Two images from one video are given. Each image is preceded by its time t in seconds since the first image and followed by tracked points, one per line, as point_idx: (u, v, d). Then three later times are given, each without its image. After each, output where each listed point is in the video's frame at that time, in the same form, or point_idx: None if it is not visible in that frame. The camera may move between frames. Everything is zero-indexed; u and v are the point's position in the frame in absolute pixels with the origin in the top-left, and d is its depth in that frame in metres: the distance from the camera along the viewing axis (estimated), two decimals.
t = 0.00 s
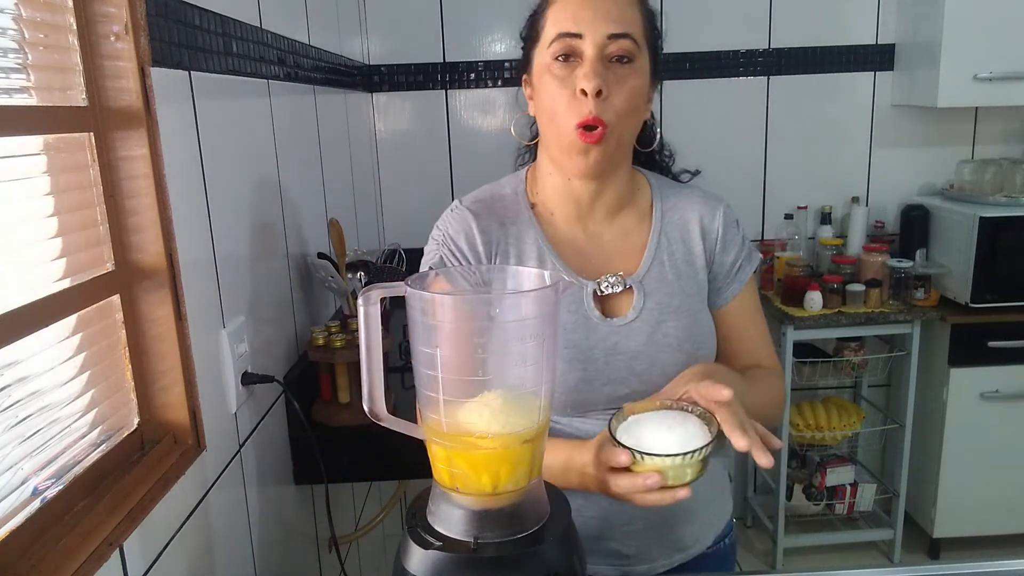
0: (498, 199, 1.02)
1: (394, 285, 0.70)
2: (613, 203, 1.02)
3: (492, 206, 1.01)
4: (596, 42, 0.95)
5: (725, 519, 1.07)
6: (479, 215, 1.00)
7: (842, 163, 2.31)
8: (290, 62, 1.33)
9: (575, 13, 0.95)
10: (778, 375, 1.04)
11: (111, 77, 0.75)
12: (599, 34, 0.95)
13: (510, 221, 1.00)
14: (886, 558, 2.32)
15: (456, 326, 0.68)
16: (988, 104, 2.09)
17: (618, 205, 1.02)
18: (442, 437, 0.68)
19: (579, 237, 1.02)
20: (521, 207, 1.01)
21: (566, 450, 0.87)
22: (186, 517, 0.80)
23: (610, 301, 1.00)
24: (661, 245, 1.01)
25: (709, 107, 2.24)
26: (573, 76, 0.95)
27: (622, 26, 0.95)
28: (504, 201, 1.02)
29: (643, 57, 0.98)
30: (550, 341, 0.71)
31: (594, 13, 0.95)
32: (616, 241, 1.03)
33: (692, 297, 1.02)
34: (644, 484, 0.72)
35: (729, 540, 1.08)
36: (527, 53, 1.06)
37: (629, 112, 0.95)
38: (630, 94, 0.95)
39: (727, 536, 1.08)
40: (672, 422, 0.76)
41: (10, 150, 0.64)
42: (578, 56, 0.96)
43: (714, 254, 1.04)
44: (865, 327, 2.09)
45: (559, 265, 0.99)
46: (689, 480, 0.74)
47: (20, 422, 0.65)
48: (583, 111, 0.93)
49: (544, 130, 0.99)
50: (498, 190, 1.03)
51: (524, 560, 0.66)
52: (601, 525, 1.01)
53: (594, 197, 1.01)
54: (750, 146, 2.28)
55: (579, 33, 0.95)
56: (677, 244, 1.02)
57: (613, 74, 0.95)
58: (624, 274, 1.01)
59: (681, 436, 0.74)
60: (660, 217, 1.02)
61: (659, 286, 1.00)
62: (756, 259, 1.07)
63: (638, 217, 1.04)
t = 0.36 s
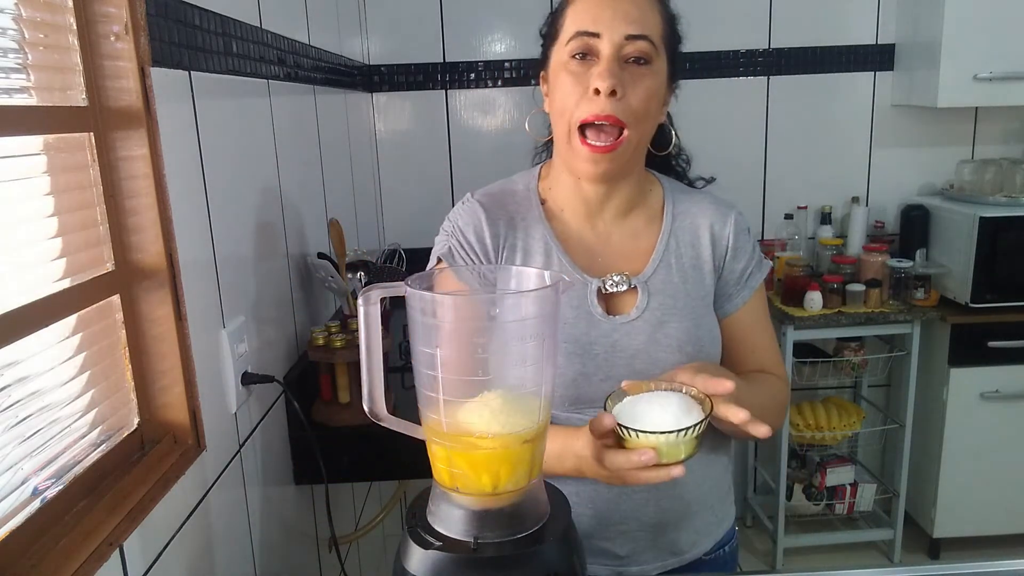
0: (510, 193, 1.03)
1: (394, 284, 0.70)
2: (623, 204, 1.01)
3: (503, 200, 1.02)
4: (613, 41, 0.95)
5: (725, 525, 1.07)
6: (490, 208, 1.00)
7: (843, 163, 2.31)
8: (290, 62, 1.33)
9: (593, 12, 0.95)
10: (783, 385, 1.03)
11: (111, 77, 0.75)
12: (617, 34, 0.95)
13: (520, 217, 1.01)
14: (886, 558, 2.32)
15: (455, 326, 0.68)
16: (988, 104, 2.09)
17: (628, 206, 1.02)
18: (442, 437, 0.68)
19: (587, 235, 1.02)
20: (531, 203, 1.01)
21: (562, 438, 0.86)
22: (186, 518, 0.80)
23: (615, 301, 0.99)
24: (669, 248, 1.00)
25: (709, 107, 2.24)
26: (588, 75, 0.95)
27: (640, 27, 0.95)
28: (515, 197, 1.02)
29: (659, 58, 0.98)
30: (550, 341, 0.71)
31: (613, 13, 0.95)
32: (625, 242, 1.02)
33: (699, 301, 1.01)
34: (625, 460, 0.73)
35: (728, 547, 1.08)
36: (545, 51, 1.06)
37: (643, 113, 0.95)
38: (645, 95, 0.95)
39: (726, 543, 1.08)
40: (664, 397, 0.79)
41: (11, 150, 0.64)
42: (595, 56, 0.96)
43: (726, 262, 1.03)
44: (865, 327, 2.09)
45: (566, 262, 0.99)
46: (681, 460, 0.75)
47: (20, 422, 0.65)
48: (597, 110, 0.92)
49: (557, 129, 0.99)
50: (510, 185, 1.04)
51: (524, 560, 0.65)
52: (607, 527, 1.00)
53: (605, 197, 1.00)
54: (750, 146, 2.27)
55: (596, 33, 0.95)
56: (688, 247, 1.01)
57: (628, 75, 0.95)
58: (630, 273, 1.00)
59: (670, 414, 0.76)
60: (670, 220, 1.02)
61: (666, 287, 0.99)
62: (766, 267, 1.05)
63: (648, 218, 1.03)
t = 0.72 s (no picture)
0: (517, 191, 1.03)
1: (394, 285, 0.70)
2: (631, 204, 1.01)
3: (510, 198, 1.02)
4: (622, 41, 0.95)
5: (725, 526, 1.07)
6: (497, 206, 1.01)
7: (842, 163, 2.31)
8: (290, 62, 1.33)
9: (603, 12, 0.95)
10: (787, 385, 1.03)
11: (111, 77, 0.75)
12: (626, 33, 0.95)
13: (527, 214, 1.01)
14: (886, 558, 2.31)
15: (455, 326, 0.68)
16: (988, 104, 2.09)
17: (636, 207, 1.02)
18: (442, 437, 0.68)
19: (594, 234, 1.02)
20: (538, 201, 1.02)
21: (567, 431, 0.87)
22: (186, 518, 0.80)
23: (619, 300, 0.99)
24: (676, 250, 1.00)
25: (709, 107, 2.24)
26: (597, 74, 0.95)
27: (650, 27, 0.95)
28: (523, 194, 1.03)
29: (669, 58, 0.97)
30: (550, 341, 0.71)
31: (623, 12, 0.95)
32: (631, 242, 1.02)
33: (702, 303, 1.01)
34: (612, 414, 0.77)
35: (729, 548, 1.08)
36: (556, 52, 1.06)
37: (653, 112, 0.94)
38: (655, 93, 0.95)
39: (726, 545, 1.08)
40: (651, 357, 0.84)
41: (11, 151, 0.64)
42: (604, 55, 0.96)
43: (733, 265, 1.03)
44: (865, 327, 2.09)
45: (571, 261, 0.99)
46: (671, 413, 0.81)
47: (20, 422, 0.65)
48: (605, 109, 0.92)
49: (566, 128, 0.99)
50: (518, 183, 1.04)
51: (524, 560, 0.65)
52: (608, 527, 1.00)
53: (613, 196, 1.00)
54: (750, 146, 2.27)
55: (606, 32, 0.95)
56: (694, 249, 1.01)
57: (637, 74, 0.94)
58: (635, 274, 1.00)
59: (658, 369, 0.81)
60: (678, 222, 1.01)
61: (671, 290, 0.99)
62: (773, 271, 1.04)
63: (655, 219, 1.03)
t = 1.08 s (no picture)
0: (533, 178, 1.03)
1: (393, 285, 0.70)
2: (641, 201, 1.01)
3: (525, 184, 1.03)
4: (616, 54, 0.93)
5: (722, 531, 1.06)
6: (512, 192, 1.01)
7: (842, 163, 2.31)
8: (290, 62, 1.33)
9: (600, 23, 0.94)
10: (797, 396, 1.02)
11: (111, 77, 0.75)
12: (620, 46, 0.93)
13: (539, 201, 1.01)
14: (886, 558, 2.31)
15: (455, 326, 0.68)
16: (988, 104, 2.09)
17: (646, 205, 1.01)
18: (442, 437, 0.68)
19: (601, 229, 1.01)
20: (550, 190, 1.02)
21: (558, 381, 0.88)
22: (186, 518, 0.80)
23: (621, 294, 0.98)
24: (685, 250, 0.99)
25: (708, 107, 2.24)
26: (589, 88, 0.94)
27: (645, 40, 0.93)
28: (538, 182, 1.03)
29: (667, 68, 0.95)
30: (551, 341, 0.71)
31: (619, 24, 0.93)
32: (639, 238, 1.01)
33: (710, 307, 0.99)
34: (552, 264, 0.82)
35: (721, 556, 1.06)
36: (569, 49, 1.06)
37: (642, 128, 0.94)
38: (645, 110, 0.94)
39: (719, 551, 1.06)
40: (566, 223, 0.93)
41: (11, 150, 0.64)
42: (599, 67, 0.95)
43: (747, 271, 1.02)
44: (865, 327, 2.09)
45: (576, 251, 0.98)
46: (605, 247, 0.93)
47: (20, 421, 0.65)
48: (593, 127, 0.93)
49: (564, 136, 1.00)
50: (534, 171, 1.04)
51: (523, 560, 0.65)
52: (605, 527, 1.00)
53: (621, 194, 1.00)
54: (750, 146, 2.27)
55: (600, 44, 0.94)
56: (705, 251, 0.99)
57: (629, 88, 0.93)
58: (639, 269, 0.99)
59: (576, 216, 0.92)
60: (689, 224, 1.00)
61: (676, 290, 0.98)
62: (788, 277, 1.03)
63: (666, 219, 1.02)
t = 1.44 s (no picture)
0: (555, 168, 1.03)
1: (393, 284, 0.70)
2: (658, 206, 0.99)
3: (546, 173, 1.03)
4: (641, 56, 0.90)
5: (716, 534, 1.07)
6: (533, 181, 1.01)
7: (842, 164, 2.31)
8: (290, 62, 1.33)
9: (627, 23, 0.91)
10: (802, 411, 1.02)
11: (111, 77, 0.75)
12: (646, 48, 0.90)
13: (558, 190, 1.00)
14: (885, 558, 2.31)
15: (455, 326, 0.68)
16: (987, 104, 2.09)
17: (664, 209, 0.99)
18: (442, 438, 0.68)
19: (616, 227, 1.00)
20: (569, 180, 1.01)
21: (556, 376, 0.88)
22: (186, 518, 0.80)
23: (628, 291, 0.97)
24: (698, 258, 0.97)
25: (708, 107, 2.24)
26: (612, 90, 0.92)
27: (673, 42, 0.90)
28: (559, 172, 1.03)
29: (693, 71, 0.92)
30: (551, 341, 0.71)
31: (647, 25, 0.90)
32: (654, 240, 0.99)
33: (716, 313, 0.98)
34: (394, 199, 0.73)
35: (713, 559, 1.08)
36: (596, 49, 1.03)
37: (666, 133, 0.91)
38: (667, 113, 0.90)
39: (711, 555, 1.07)
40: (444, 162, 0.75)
41: (11, 150, 0.64)
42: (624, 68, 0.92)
43: (758, 288, 1.00)
44: (865, 327, 2.09)
45: (587, 242, 0.98)
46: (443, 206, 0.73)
47: (21, 421, 0.65)
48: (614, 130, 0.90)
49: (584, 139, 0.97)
50: (557, 163, 1.04)
51: (523, 560, 0.65)
52: (601, 527, 1.00)
53: (639, 197, 0.98)
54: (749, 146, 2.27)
55: (627, 45, 0.91)
56: (717, 261, 0.98)
57: (654, 92, 0.90)
58: (650, 268, 0.98)
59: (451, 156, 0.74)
60: (705, 235, 0.98)
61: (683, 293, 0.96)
62: (800, 294, 1.02)
63: (684, 225, 1.00)
